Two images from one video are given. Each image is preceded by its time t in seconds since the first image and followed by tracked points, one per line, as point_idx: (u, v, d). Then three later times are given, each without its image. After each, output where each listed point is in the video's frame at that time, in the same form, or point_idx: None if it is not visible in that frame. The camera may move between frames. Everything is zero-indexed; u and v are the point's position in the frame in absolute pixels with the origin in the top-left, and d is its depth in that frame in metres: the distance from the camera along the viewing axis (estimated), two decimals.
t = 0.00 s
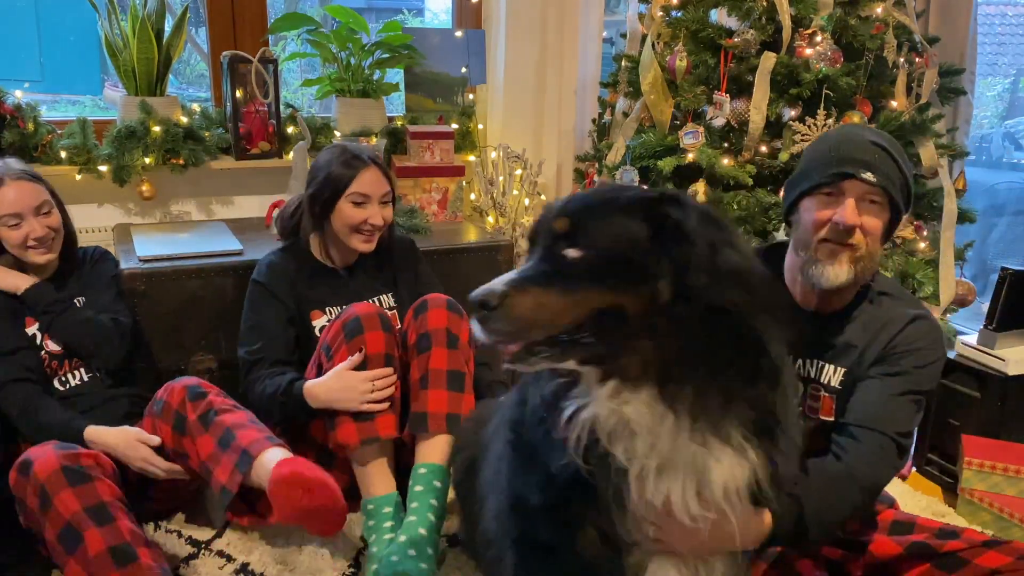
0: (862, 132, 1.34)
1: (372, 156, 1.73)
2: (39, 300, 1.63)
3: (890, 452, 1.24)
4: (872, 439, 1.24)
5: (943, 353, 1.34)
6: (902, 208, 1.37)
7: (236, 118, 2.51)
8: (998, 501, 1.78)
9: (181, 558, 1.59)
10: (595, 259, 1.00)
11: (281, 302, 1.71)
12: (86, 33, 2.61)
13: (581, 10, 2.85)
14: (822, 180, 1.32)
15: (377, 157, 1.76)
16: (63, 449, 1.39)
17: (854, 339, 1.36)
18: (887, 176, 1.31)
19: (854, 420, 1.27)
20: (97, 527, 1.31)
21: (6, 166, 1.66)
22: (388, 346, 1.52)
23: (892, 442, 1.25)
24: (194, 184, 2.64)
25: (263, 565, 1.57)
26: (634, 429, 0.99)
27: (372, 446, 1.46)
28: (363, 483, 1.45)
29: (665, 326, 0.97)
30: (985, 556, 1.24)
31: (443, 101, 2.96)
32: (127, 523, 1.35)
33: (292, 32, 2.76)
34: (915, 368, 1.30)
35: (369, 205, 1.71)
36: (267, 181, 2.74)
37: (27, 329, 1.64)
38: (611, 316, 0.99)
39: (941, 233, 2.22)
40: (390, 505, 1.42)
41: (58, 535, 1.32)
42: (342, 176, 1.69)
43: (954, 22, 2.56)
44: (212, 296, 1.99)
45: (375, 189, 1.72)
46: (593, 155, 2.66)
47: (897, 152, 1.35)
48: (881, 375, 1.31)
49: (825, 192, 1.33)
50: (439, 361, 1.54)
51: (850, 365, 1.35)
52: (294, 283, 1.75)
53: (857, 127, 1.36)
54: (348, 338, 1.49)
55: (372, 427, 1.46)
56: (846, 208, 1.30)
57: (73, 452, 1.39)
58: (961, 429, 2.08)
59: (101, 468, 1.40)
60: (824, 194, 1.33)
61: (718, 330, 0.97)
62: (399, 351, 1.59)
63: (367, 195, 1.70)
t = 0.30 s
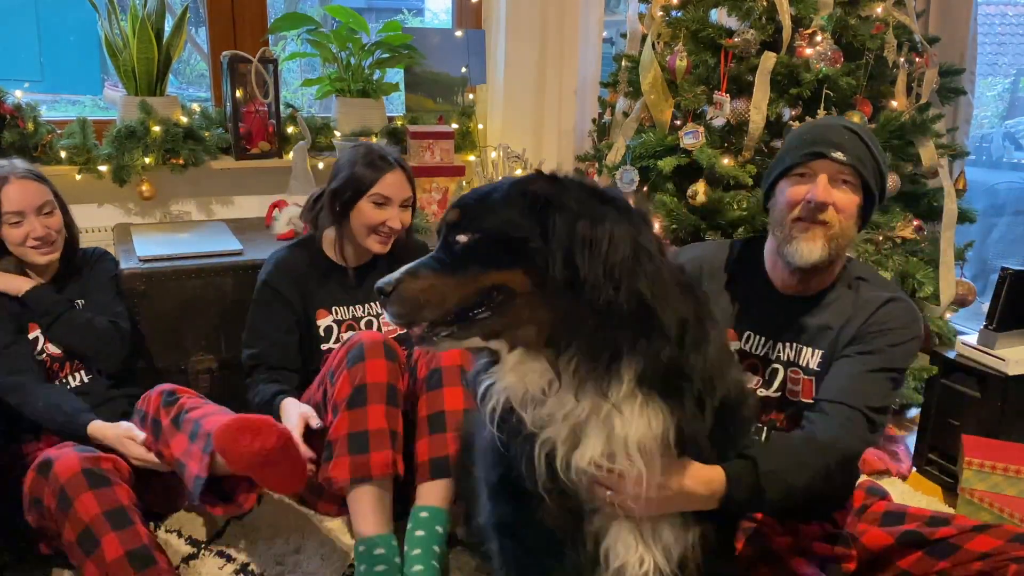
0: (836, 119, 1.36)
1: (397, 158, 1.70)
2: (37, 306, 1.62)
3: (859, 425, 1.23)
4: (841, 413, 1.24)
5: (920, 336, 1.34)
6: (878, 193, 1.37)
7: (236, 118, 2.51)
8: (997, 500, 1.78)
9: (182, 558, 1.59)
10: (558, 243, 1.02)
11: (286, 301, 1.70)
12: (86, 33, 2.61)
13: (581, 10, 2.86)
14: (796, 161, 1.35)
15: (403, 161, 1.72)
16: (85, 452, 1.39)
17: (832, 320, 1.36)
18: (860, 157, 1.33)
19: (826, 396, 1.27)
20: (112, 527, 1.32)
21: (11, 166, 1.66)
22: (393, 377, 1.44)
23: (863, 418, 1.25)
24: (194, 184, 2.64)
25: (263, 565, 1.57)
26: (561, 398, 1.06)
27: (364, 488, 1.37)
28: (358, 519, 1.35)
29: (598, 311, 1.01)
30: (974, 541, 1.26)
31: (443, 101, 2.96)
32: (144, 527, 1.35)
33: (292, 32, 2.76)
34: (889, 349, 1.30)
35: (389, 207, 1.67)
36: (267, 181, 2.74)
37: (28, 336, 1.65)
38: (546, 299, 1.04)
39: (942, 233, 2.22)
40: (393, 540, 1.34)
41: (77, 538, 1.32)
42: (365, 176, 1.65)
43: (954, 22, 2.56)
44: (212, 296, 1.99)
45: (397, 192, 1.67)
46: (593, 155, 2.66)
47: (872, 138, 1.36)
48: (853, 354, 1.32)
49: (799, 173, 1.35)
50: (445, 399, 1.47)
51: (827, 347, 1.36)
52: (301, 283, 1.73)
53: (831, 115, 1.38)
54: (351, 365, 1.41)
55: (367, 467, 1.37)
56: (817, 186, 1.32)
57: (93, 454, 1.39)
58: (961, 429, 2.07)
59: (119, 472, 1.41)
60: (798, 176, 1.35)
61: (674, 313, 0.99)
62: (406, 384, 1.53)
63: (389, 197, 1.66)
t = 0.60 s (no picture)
0: (812, 115, 1.36)
1: (417, 153, 1.68)
2: (33, 311, 1.62)
3: (864, 439, 1.24)
4: (842, 427, 1.24)
5: (907, 324, 1.34)
6: (857, 186, 1.37)
7: (236, 118, 2.51)
8: (998, 501, 1.78)
9: (181, 558, 1.59)
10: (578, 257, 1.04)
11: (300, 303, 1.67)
12: (86, 33, 2.61)
13: (581, 9, 2.85)
14: (775, 160, 1.35)
15: (424, 157, 1.69)
16: (81, 475, 1.39)
17: (820, 317, 1.35)
18: (839, 152, 1.32)
19: (825, 406, 1.27)
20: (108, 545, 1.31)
21: None
22: (410, 423, 1.39)
23: (865, 428, 1.25)
24: (194, 184, 2.64)
25: (263, 565, 1.57)
26: (595, 406, 1.06)
27: (384, 536, 1.31)
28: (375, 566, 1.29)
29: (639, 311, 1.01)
30: (972, 536, 1.27)
31: (443, 101, 2.96)
32: (139, 551, 1.35)
33: (292, 32, 2.76)
34: (880, 346, 1.30)
35: (401, 201, 1.63)
36: (267, 181, 2.74)
37: (27, 339, 1.65)
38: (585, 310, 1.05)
39: (941, 233, 2.22)
40: None
41: (72, 559, 1.31)
42: (381, 169, 1.63)
43: (954, 22, 2.56)
44: (213, 296, 1.99)
45: (411, 186, 1.64)
46: (593, 155, 2.66)
47: (848, 133, 1.36)
48: (848, 357, 1.31)
49: (779, 171, 1.35)
50: (463, 422, 1.43)
51: (819, 346, 1.34)
52: (319, 285, 1.70)
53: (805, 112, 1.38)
54: (369, 409, 1.38)
55: (386, 514, 1.31)
56: (798, 183, 1.31)
57: (90, 478, 1.39)
58: (961, 429, 2.07)
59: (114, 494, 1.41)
60: (778, 174, 1.35)
61: (682, 314, 1.00)
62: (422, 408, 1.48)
63: (401, 189, 1.63)
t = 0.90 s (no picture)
0: (806, 117, 1.35)
1: (444, 154, 1.65)
2: (33, 314, 1.63)
3: (882, 448, 1.24)
4: (861, 437, 1.24)
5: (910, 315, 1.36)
6: (855, 185, 1.36)
7: (236, 118, 2.51)
8: (998, 501, 1.78)
9: (182, 558, 1.59)
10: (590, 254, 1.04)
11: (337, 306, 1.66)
12: (86, 33, 2.61)
13: (580, 9, 2.86)
14: (771, 165, 1.34)
15: (453, 160, 1.67)
16: (86, 475, 1.39)
17: (827, 318, 1.34)
18: (836, 155, 1.32)
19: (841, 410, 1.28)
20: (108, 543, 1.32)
21: None
22: (418, 441, 1.40)
23: (884, 435, 1.25)
24: (193, 184, 2.64)
25: (263, 565, 1.57)
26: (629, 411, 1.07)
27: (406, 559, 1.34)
28: None
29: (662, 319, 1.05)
30: (978, 546, 1.26)
31: (443, 101, 2.94)
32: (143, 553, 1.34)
33: (292, 32, 2.76)
34: (889, 346, 1.31)
35: (423, 204, 1.62)
36: (267, 181, 2.74)
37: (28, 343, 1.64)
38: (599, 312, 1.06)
39: (941, 233, 2.22)
40: None
41: (76, 560, 1.32)
42: (409, 168, 1.63)
43: (954, 22, 2.56)
44: (213, 296, 1.99)
45: (433, 188, 1.63)
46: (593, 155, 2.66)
47: (843, 133, 1.35)
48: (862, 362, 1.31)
49: (775, 176, 1.34)
50: (463, 427, 1.42)
51: (827, 346, 1.33)
52: (355, 290, 1.69)
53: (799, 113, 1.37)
54: (377, 429, 1.37)
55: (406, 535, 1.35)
56: (794, 189, 1.31)
57: (95, 478, 1.39)
58: (961, 429, 2.07)
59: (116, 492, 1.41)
60: (775, 179, 1.35)
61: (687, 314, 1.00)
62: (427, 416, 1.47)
63: (422, 192, 1.62)
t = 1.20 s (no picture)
0: (810, 120, 1.35)
1: (466, 152, 1.65)
2: (34, 312, 1.62)
3: (875, 454, 1.25)
4: (854, 442, 1.26)
5: (911, 321, 1.35)
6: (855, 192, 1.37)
7: (236, 118, 2.51)
8: (996, 501, 1.78)
9: (182, 557, 1.59)
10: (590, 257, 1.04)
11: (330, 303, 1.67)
12: (86, 33, 2.61)
13: (581, 10, 2.88)
14: (775, 165, 1.33)
15: (470, 154, 1.66)
16: (95, 472, 1.39)
17: (826, 324, 1.33)
18: (837, 157, 1.31)
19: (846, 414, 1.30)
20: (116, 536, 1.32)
21: None
22: (389, 449, 1.40)
23: (874, 441, 1.26)
24: (193, 184, 2.64)
25: (263, 565, 1.57)
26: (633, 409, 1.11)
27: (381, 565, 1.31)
28: None
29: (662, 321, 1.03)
30: (978, 544, 1.27)
31: (443, 101, 2.96)
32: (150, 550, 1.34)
33: (292, 32, 2.76)
34: (888, 351, 1.31)
35: (442, 201, 1.62)
36: (267, 181, 2.74)
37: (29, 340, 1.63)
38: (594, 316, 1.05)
39: (941, 233, 2.22)
40: None
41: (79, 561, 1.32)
42: (433, 167, 1.62)
43: (954, 22, 2.55)
44: (214, 296, 1.99)
45: (454, 186, 1.62)
46: (593, 155, 2.66)
47: (847, 139, 1.35)
48: (861, 367, 1.31)
49: (778, 177, 1.34)
50: (459, 430, 1.44)
51: (828, 352, 1.33)
52: (354, 279, 1.69)
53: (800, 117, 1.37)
54: (348, 442, 1.39)
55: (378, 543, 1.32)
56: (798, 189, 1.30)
57: (104, 476, 1.40)
58: (961, 429, 2.08)
59: (123, 486, 1.41)
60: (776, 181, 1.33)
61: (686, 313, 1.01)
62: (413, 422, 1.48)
63: (443, 189, 1.61)
